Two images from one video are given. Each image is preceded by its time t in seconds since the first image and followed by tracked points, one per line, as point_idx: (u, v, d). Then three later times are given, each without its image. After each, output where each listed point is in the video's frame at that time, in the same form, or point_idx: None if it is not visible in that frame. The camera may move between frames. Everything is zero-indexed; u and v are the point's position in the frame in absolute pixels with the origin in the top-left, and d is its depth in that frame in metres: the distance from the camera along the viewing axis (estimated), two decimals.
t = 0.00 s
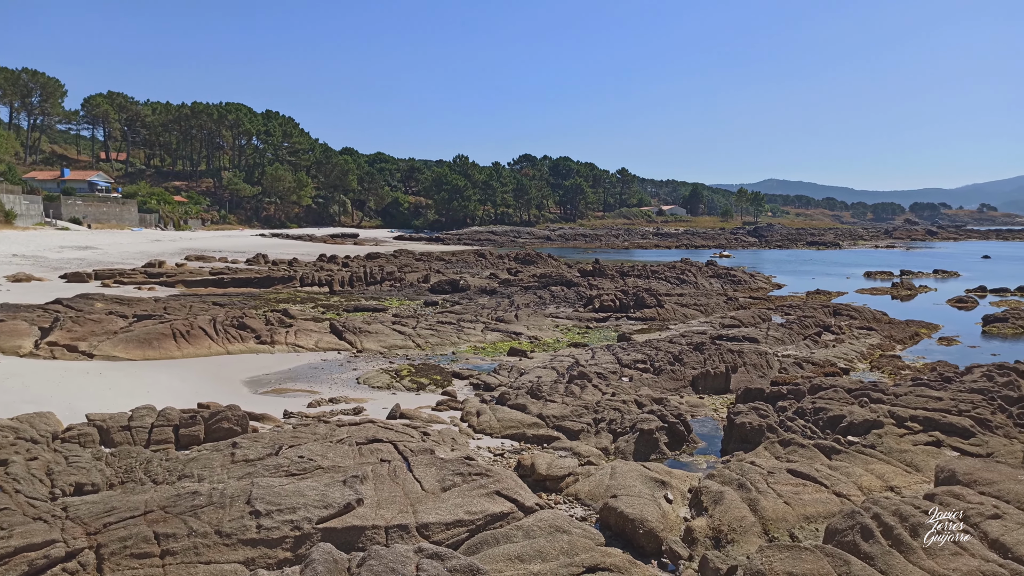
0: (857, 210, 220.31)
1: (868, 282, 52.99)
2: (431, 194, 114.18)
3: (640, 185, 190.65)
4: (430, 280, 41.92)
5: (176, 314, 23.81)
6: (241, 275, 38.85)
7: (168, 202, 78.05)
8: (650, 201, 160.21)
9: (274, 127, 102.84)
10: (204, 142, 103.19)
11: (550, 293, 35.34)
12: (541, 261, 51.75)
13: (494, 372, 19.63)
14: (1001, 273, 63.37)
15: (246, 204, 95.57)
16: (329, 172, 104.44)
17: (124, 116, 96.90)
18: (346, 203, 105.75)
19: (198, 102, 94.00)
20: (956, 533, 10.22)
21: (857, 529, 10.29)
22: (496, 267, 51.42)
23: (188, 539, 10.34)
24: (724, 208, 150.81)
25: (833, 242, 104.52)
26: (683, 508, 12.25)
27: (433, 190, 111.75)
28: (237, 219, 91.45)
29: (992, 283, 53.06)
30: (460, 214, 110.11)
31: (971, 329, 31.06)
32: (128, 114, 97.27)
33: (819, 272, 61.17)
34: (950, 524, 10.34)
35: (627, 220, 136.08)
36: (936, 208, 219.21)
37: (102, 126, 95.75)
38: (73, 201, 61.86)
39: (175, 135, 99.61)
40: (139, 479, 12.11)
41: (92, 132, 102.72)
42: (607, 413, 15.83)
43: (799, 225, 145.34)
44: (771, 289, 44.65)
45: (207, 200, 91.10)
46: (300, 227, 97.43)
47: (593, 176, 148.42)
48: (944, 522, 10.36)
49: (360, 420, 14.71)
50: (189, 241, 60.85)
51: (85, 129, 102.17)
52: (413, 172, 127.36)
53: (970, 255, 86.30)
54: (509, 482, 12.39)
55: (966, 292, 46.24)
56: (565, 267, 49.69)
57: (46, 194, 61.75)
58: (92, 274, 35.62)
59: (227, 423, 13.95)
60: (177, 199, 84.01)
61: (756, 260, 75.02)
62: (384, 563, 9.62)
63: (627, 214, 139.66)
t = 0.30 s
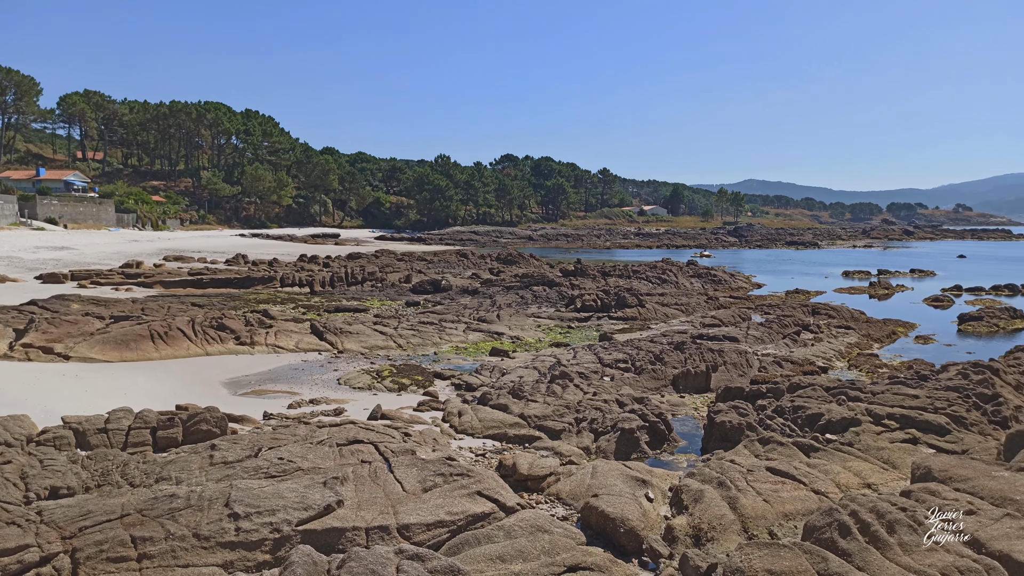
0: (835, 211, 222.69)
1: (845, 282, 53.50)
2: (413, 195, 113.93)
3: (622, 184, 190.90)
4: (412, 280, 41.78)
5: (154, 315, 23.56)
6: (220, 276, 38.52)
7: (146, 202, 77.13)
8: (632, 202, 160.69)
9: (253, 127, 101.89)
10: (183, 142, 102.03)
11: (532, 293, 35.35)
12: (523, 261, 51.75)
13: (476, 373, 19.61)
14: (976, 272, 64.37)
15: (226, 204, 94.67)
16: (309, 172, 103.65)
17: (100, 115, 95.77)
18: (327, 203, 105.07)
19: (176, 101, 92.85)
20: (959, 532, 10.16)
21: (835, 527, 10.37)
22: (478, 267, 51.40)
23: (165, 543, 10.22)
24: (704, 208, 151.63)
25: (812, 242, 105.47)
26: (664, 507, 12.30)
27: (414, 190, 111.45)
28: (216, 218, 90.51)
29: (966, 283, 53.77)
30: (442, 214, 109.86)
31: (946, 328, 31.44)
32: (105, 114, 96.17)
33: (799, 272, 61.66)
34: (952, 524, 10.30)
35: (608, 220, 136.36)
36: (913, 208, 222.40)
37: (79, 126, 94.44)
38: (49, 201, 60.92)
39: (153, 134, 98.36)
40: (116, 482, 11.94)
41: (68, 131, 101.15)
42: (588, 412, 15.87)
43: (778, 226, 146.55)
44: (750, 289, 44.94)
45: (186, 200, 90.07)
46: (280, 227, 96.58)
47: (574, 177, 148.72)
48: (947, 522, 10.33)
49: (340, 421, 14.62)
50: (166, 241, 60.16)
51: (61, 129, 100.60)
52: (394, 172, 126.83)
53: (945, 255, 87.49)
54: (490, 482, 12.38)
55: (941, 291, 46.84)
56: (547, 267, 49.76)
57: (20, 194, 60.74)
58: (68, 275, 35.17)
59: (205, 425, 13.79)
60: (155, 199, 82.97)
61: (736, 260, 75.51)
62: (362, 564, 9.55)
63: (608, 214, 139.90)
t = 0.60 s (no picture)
0: (808, 210, 224.33)
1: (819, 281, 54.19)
2: (390, 195, 113.50)
3: (599, 184, 191.35)
4: (389, 281, 41.58)
5: (126, 315, 23.22)
6: (194, 276, 38.07)
7: (118, 202, 76.04)
8: (609, 202, 161.34)
9: (228, 125, 100.69)
10: (156, 140, 100.57)
11: (510, 293, 35.34)
12: (501, 261, 51.75)
13: (454, 373, 19.57)
14: (945, 271, 65.59)
15: (200, 203, 93.54)
16: (286, 171, 102.65)
17: (71, 112, 94.24)
18: (304, 202, 104.29)
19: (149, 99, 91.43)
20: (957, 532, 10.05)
21: (809, 524, 10.47)
22: (455, 267, 51.29)
23: (137, 547, 10.06)
24: (681, 208, 152.73)
25: (787, 242, 106.68)
26: (641, 506, 12.35)
27: (392, 190, 111.02)
28: (191, 218, 89.40)
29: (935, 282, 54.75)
30: (419, 214, 109.58)
31: (917, 327, 31.97)
32: (76, 111, 94.61)
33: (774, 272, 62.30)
34: (952, 524, 10.21)
35: (586, 220, 136.78)
36: (885, 209, 225.93)
37: (49, 123, 92.79)
38: (17, 200, 59.75)
39: (125, 133, 96.84)
40: (86, 486, 11.73)
41: (37, 129, 99.22)
42: (565, 412, 15.89)
43: (754, 226, 148.10)
44: (727, 289, 45.32)
45: (159, 199, 88.83)
46: (256, 227, 95.57)
47: (552, 177, 148.91)
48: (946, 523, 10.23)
49: (317, 422, 14.50)
50: (139, 241, 59.32)
51: (30, 127, 98.65)
52: (371, 171, 126.11)
53: (916, 255, 88.96)
54: (467, 482, 12.34)
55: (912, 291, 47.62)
56: (525, 267, 49.81)
57: None
58: (37, 275, 34.55)
59: (178, 428, 13.61)
60: (127, 198, 81.71)
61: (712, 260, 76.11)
62: (337, 566, 9.47)
63: (586, 215, 140.31)
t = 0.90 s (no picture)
0: (786, 211, 226.30)
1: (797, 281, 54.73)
2: (370, 195, 113.12)
3: (579, 184, 191.94)
4: (369, 281, 41.39)
5: (101, 317, 22.93)
6: (171, 277, 37.69)
7: (93, 202, 75.08)
8: (589, 202, 161.85)
9: (206, 125, 99.60)
10: (132, 140, 99.32)
11: (490, 293, 35.34)
12: (481, 261, 51.75)
13: (434, 373, 19.53)
14: (919, 270, 66.60)
15: (176, 203, 92.56)
16: (263, 171, 101.64)
17: (44, 111, 92.81)
18: (283, 203, 103.60)
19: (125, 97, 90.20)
20: (957, 532, 9.94)
21: (786, 522, 10.56)
22: (435, 267, 51.24)
23: (112, 551, 9.92)
24: (661, 208, 153.67)
25: (764, 242, 107.72)
26: (620, 505, 12.39)
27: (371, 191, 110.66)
28: (167, 219, 88.42)
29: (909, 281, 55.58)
30: (399, 214, 109.30)
31: (892, 326, 32.41)
32: (50, 110, 93.24)
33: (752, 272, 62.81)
34: (952, 524, 10.09)
35: (567, 220, 137.15)
36: (860, 209, 229.04)
37: (22, 123, 91.37)
38: None
39: (100, 133, 95.51)
40: (60, 490, 11.55)
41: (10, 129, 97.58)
42: (545, 412, 15.91)
43: (732, 226, 149.37)
44: (705, 289, 45.61)
45: (135, 200, 87.75)
46: (234, 227, 94.74)
47: (532, 177, 149.11)
48: (947, 522, 10.14)
49: (295, 424, 14.41)
50: (114, 241, 58.76)
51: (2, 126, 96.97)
52: (351, 171, 125.53)
53: (891, 255, 90.20)
54: (447, 483, 12.29)
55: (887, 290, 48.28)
56: (505, 267, 49.83)
57: None
58: (9, 276, 34.07)
59: (154, 431, 13.45)
60: (102, 199, 80.60)
61: (691, 260, 76.59)
62: (314, 570, 9.38)
63: (567, 215, 140.70)
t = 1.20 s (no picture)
0: (762, 210, 227.80)
1: (773, 280, 55.33)
2: (348, 195, 112.64)
3: (558, 185, 192.25)
4: (347, 282, 41.15)
5: (73, 318, 22.55)
6: (144, 278, 37.23)
7: (65, 201, 73.90)
8: (567, 202, 162.25)
9: (180, 123, 98.29)
10: (105, 139, 97.82)
11: (468, 293, 35.31)
12: (460, 261, 51.69)
13: (412, 374, 19.45)
14: (892, 270, 67.67)
15: (150, 203, 91.35)
16: (239, 170, 100.62)
17: (14, 109, 91.21)
18: (259, 202, 102.66)
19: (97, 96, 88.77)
20: (958, 532, 9.83)
21: (761, 519, 10.63)
22: (414, 267, 51.13)
23: (82, 557, 9.75)
24: (638, 208, 154.50)
25: (741, 242, 108.73)
26: (598, 504, 12.42)
27: (349, 190, 110.06)
28: (141, 218, 87.17)
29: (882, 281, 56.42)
30: (377, 214, 108.88)
31: (865, 324, 32.86)
32: (20, 108, 91.64)
33: (729, 271, 63.35)
34: (951, 524, 10.01)
35: (545, 220, 137.38)
36: (835, 208, 231.82)
37: None
38: None
39: (72, 131, 93.92)
40: (29, 495, 11.33)
41: None
42: (523, 412, 15.91)
43: (709, 226, 150.60)
44: (683, 288, 45.90)
45: (108, 199, 86.44)
46: (210, 227, 93.70)
47: (511, 177, 149.25)
48: (947, 522, 10.05)
49: (271, 426, 14.29)
50: (86, 241, 58.01)
51: None
52: (328, 170, 124.77)
53: (864, 254, 91.45)
54: (424, 484, 12.25)
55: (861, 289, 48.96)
56: (483, 267, 49.83)
57: None
58: None
59: (127, 434, 13.27)
60: (74, 198, 79.30)
61: (669, 260, 77.08)
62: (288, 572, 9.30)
63: (545, 214, 140.96)
